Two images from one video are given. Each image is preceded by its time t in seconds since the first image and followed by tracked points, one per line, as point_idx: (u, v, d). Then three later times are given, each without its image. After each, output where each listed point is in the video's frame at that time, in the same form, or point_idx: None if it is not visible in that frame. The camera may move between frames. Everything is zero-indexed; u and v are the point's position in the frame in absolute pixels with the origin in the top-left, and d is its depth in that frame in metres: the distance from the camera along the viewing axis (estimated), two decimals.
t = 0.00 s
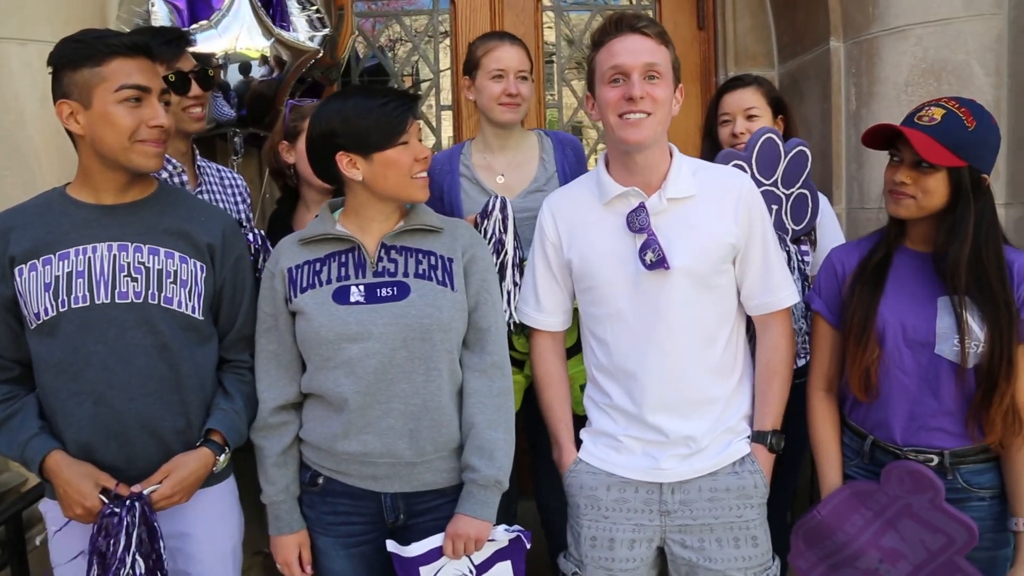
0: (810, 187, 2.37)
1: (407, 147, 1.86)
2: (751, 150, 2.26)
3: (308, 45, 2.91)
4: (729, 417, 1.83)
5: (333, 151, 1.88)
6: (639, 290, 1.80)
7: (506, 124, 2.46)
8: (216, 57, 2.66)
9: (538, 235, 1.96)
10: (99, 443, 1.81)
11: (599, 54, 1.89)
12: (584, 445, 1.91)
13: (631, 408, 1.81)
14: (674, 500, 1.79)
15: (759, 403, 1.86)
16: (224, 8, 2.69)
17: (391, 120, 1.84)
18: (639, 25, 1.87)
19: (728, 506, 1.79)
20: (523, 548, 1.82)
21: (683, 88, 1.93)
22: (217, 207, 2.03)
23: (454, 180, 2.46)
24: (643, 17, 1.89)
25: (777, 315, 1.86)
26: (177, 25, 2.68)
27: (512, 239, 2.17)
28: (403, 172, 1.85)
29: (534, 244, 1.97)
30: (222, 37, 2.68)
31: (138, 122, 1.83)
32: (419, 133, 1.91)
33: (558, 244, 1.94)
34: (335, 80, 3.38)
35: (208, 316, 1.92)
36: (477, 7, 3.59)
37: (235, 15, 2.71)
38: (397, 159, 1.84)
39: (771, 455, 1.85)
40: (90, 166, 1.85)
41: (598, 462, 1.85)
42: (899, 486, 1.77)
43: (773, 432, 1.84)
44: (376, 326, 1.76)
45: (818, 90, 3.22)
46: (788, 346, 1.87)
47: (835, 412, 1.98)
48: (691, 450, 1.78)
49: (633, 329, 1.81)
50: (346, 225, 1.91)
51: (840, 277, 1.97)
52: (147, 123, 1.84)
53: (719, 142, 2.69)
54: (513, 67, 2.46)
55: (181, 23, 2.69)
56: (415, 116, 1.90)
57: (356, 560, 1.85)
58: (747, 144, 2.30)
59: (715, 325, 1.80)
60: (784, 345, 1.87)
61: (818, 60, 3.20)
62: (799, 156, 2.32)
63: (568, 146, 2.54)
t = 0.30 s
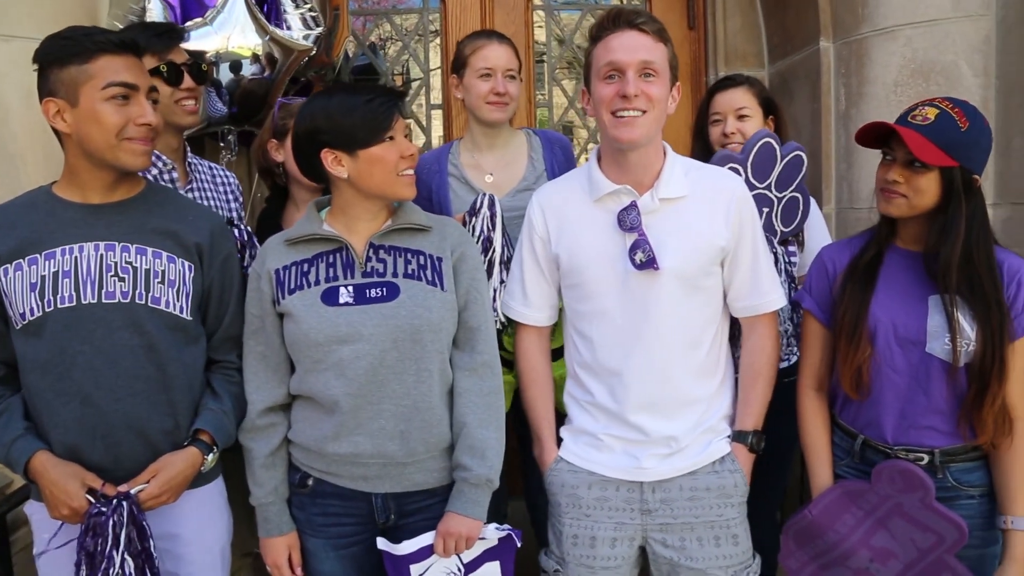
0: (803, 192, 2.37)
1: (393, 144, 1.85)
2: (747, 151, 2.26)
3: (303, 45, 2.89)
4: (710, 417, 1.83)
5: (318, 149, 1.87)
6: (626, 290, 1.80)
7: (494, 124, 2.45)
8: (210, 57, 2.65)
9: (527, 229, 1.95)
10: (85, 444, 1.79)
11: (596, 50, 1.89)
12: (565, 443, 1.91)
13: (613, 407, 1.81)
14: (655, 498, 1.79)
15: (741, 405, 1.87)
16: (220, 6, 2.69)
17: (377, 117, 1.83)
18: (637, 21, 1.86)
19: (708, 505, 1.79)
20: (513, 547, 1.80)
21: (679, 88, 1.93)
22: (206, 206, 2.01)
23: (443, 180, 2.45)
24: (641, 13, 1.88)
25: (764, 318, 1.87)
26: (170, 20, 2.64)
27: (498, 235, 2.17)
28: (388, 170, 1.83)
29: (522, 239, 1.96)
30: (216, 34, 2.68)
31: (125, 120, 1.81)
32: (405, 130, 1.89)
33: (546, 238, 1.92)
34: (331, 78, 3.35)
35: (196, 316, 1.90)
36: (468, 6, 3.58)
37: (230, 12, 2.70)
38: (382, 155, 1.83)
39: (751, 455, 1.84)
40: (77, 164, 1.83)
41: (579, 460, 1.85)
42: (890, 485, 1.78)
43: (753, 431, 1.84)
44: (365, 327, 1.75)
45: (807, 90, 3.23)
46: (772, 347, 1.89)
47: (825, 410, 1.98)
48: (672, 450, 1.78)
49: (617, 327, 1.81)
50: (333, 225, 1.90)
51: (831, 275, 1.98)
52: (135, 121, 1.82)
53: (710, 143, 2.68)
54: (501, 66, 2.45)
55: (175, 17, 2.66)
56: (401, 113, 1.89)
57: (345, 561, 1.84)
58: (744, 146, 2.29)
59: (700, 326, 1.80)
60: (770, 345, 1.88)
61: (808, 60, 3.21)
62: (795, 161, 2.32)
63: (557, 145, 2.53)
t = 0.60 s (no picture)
0: (790, 187, 2.37)
1: (382, 141, 1.84)
2: (733, 151, 2.25)
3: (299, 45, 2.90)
4: (686, 420, 1.83)
5: (308, 148, 1.85)
6: (605, 288, 1.80)
7: (481, 124, 2.44)
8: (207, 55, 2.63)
9: (509, 225, 1.94)
10: (70, 445, 1.78)
11: (585, 46, 1.88)
12: (540, 442, 1.90)
13: (588, 407, 1.81)
14: (630, 500, 1.79)
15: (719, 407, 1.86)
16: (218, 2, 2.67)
17: (365, 116, 1.82)
18: (629, 18, 1.86)
19: (684, 508, 1.79)
20: (505, 543, 1.80)
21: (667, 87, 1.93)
22: (193, 205, 1.99)
23: (431, 180, 2.44)
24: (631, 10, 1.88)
25: (746, 322, 1.87)
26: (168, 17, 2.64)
27: (486, 233, 2.16)
28: (379, 168, 1.82)
29: (504, 235, 1.95)
30: (213, 31, 2.66)
31: (106, 117, 1.79)
32: (394, 129, 1.89)
33: (528, 234, 1.92)
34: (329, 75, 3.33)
35: (183, 316, 1.89)
36: (458, 4, 3.57)
37: (228, 9, 2.69)
38: (371, 154, 1.82)
39: (726, 457, 1.84)
40: (60, 164, 1.81)
41: (553, 460, 1.84)
42: (882, 484, 1.78)
43: (730, 434, 1.84)
44: (357, 328, 1.74)
45: (797, 90, 3.24)
46: (752, 351, 1.88)
47: (816, 411, 1.98)
48: (647, 452, 1.78)
49: (594, 327, 1.81)
50: (322, 224, 1.89)
51: (821, 274, 1.98)
52: (116, 118, 1.81)
53: (698, 142, 2.68)
54: (489, 65, 2.44)
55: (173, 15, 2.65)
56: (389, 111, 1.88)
57: (337, 562, 1.83)
58: (731, 145, 2.29)
59: (679, 327, 1.80)
60: (749, 349, 1.87)
61: (798, 59, 3.21)
62: (782, 157, 2.32)
63: (545, 143, 2.53)
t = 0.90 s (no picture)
0: (782, 187, 2.38)
1: (372, 140, 1.84)
2: (725, 150, 2.27)
3: (295, 46, 2.89)
4: (663, 422, 1.83)
5: (297, 147, 1.85)
6: (581, 288, 1.81)
7: (471, 122, 2.44)
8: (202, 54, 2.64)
9: (488, 223, 1.95)
10: (54, 447, 1.77)
11: (566, 42, 1.89)
12: (516, 444, 1.91)
13: (564, 408, 1.82)
14: (606, 503, 1.80)
15: (698, 409, 1.88)
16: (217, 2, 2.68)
17: (356, 115, 1.82)
18: (611, 16, 1.87)
19: (661, 512, 1.80)
20: (495, 543, 1.81)
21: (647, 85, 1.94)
22: (176, 203, 1.99)
23: (420, 179, 2.44)
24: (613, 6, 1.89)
25: (724, 322, 1.88)
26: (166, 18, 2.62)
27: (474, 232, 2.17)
28: (370, 167, 1.82)
29: (483, 233, 1.96)
30: (210, 30, 2.66)
31: (82, 115, 1.79)
32: (386, 126, 1.89)
33: (506, 232, 1.92)
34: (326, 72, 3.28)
35: (166, 316, 1.89)
36: (448, 4, 3.57)
37: (228, 10, 2.70)
38: (362, 152, 1.82)
39: (704, 460, 1.85)
40: (38, 164, 1.80)
41: (529, 462, 1.85)
42: (869, 482, 1.80)
43: (707, 437, 1.84)
44: (347, 327, 1.74)
45: (787, 89, 3.25)
46: (731, 351, 1.89)
47: (804, 409, 2.00)
48: (622, 454, 1.79)
49: (570, 327, 1.81)
50: (313, 224, 1.88)
51: (808, 273, 1.99)
52: (92, 116, 1.80)
53: (687, 140, 2.69)
54: (478, 64, 2.45)
55: (171, 13, 2.63)
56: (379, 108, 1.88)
57: (327, 562, 1.83)
58: (721, 144, 2.31)
59: (655, 328, 1.81)
60: (729, 349, 1.89)
61: (788, 59, 3.23)
62: (774, 157, 2.33)
63: (534, 142, 2.54)
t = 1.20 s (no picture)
0: (769, 185, 2.39)
1: (360, 139, 1.84)
2: (712, 147, 2.28)
3: (288, 48, 2.86)
4: (650, 422, 1.84)
5: (285, 147, 1.85)
6: (564, 288, 1.81)
7: (460, 121, 2.44)
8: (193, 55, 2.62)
9: (471, 226, 1.96)
10: (41, 449, 1.77)
11: (541, 44, 1.89)
12: (505, 446, 1.92)
13: (551, 409, 1.82)
14: (595, 503, 1.80)
15: (686, 409, 1.87)
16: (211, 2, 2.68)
17: (341, 115, 1.81)
18: (586, 16, 1.87)
19: (650, 512, 1.80)
20: (484, 545, 1.81)
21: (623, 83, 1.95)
22: (164, 203, 1.99)
23: (409, 179, 2.44)
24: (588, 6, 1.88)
25: (709, 319, 1.88)
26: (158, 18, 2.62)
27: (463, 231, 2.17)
28: (359, 167, 1.82)
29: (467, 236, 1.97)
30: (203, 29, 2.66)
31: (67, 115, 1.78)
32: (374, 125, 1.89)
33: (489, 235, 1.94)
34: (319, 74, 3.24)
35: (155, 316, 1.88)
36: (438, 3, 3.57)
37: (221, 10, 2.69)
38: (350, 151, 1.82)
39: (692, 460, 1.84)
40: (23, 165, 1.80)
41: (518, 463, 1.85)
42: (855, 480, 1.80)
43: (694, 437, 1.84)
44: (336, 328, 1.74)
45: (776, 89, 3.26)
46: (715, 350, 1.89)
47: (792, 408, 2.01)
48: (610, 454, 1.79)
49: (555, 328, 1.82)
50: (303, 223, 1.88)
51: (795, 271, 2.00)
52: (78, 117, 1.79)
53: (675, 139, 2.70)
54: (467, 63, 2.45)
55: (164, 12, 2.63)
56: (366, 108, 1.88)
57: (315, 563, 1.83)
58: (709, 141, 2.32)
59: (640, 327, 1.81)
60: (713, 349, 1.89)
61: (777, 59, 3.24)
62: (761, 154, 2.34)
63: (523, 141, 2.54)
